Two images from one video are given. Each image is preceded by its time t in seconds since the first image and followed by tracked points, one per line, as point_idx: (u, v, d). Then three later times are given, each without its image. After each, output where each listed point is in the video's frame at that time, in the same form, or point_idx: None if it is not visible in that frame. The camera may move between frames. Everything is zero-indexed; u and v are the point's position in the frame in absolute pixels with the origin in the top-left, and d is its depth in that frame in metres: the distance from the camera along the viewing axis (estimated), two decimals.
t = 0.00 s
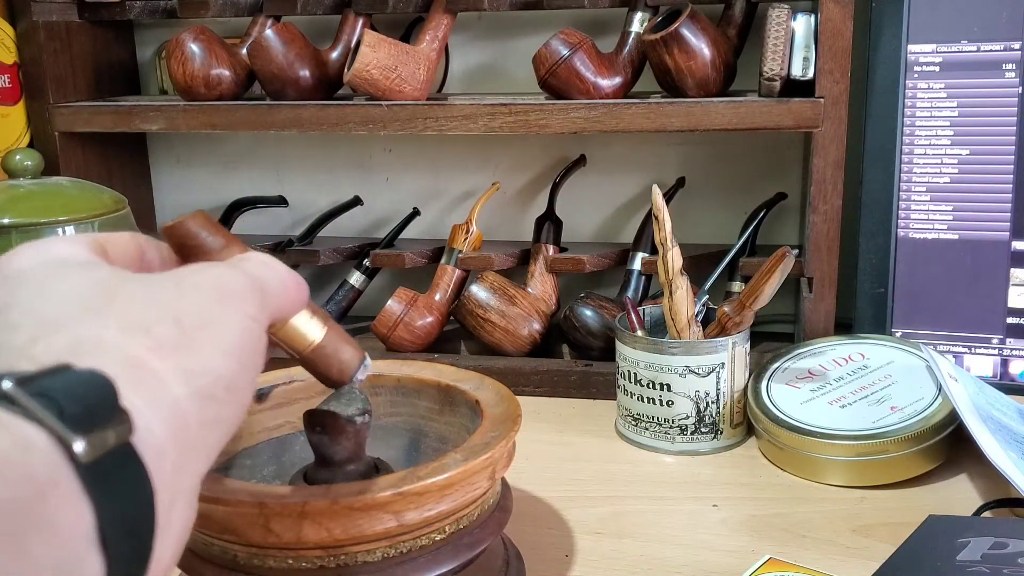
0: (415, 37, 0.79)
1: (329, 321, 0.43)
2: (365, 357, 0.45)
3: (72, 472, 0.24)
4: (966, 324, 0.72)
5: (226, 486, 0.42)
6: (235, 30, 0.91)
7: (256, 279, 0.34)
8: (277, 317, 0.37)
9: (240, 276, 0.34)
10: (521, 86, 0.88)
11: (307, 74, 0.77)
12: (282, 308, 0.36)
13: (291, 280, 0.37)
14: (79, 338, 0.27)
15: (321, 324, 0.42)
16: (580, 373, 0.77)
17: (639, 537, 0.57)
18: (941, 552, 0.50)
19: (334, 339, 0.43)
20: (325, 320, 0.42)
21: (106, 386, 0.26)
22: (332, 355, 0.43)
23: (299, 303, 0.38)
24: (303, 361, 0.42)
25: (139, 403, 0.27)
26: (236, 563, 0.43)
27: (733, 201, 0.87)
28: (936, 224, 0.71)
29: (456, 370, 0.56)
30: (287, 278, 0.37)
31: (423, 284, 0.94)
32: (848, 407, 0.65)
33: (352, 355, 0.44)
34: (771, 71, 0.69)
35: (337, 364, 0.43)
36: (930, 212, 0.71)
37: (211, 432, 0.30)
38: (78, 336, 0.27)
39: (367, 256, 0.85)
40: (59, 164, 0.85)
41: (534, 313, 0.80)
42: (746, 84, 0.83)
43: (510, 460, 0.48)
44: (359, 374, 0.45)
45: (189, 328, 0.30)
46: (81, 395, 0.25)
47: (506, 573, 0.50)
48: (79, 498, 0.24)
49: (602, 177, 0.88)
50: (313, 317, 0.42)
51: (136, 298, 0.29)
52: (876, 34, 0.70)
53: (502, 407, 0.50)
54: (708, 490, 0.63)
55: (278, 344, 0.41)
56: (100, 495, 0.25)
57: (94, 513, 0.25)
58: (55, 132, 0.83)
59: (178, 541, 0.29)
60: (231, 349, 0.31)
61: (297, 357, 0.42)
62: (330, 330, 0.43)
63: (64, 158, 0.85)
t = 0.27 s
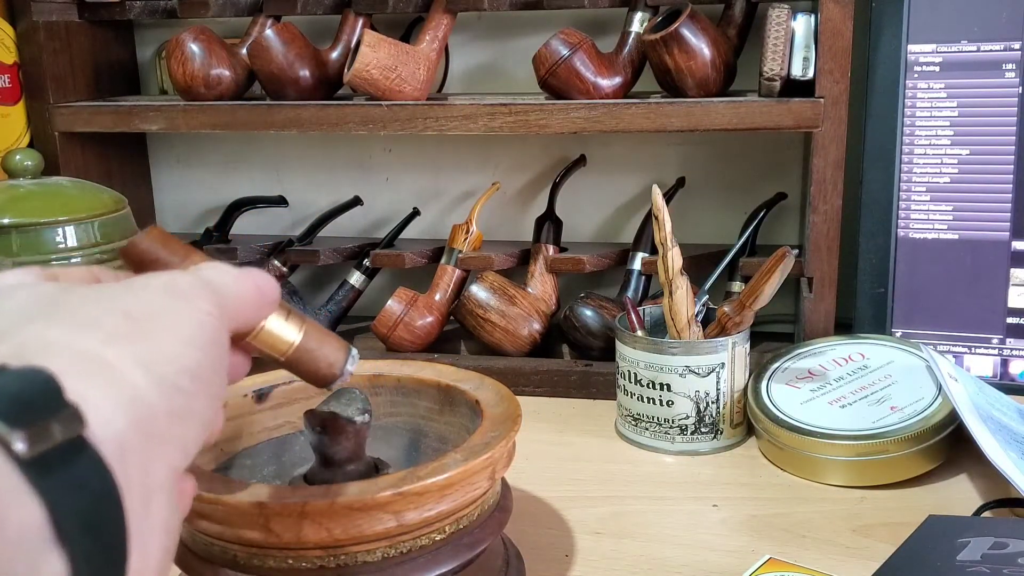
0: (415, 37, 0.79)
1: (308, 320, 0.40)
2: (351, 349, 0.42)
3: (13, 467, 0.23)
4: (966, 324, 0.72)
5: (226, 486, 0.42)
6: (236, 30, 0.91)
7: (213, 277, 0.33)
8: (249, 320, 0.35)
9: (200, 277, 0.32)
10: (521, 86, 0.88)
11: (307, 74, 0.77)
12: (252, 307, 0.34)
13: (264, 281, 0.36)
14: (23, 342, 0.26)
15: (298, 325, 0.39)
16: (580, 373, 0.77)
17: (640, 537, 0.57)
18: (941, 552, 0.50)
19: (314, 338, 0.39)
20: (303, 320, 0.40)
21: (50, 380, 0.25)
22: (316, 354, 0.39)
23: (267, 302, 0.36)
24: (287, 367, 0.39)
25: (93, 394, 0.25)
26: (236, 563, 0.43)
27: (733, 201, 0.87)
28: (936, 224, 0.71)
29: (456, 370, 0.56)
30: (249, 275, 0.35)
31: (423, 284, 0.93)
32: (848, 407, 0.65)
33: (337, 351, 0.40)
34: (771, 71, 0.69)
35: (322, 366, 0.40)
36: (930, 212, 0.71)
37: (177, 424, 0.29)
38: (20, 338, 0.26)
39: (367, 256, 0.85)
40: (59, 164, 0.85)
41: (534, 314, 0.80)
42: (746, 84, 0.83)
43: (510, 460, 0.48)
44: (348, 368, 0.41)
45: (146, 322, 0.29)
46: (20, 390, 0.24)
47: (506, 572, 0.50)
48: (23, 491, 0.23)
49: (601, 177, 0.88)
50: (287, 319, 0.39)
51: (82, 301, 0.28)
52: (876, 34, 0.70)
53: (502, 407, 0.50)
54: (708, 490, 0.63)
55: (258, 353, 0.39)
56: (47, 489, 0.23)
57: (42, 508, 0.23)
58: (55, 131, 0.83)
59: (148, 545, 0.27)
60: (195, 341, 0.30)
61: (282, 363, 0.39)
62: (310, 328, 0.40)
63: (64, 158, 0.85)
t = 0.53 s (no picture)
0: (415, 37, 0.79)
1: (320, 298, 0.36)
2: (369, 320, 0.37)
3: None
4: (966, 324, 0.72)
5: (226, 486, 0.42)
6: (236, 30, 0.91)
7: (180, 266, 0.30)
8: (229, 315, 0.32)
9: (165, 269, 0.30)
10: (521, 86, 0.88)
11: (308, 74, 0.77)
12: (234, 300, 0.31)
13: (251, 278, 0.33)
14: None
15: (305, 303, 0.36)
16: (580, 373, 0.77)
17: (640, 537, 0.57)
18: (941, 552, 0.50)
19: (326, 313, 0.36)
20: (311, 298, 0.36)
21: None
22: (326, 334, 0.35)
23: (255, 296, 0.33)
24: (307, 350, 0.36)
25: None
26: (236, 564, 0.43)
27: (733, 201, 0.87)
28: (936, 224, 0.71)
29: (456, 370, 0.56)
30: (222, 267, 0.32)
31: (423, 284, 0.93)
32: (848, 407, 0.65)
33: (352, 326, 0.36)
34: (771, 71, 0.70)
35: (340, 340, 0.36)
36: (930, 212, 0.71)
37: (115, 420, 0.25)
38: None
39: (367, 256, 0.85)
40: (59, 164, 0.85)
41: (534, 314, 0.80)
42: (746, 84, 0.83)
43: (510, 460, 0.48)
44: (365, 344, 0.36)
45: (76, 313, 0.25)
46: None
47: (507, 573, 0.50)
48: None
49: (602, 177, 0.88)
50: (289, 300, 0.35)
51: (0, 307, 0.25)
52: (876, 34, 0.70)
53: (502, 407, 0.50)
54: (708, 490, 0.63)
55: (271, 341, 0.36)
56: None
57: None
58: (55, 131, 0.83)
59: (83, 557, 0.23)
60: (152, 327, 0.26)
61: (299, 348, 0.36)
62: (320, 305, 0.36)
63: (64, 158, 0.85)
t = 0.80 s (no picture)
0: (415, 38, 0.79)
1: (426, 237, 0.32)
2: (487, 253, 0.33)
3: None
4: (966, 325, 0.72)
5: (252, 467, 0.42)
6: (235, 29, 0.91)
7: (206, 253, 0.26)
8: (277, 305, 0.28)
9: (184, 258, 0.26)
10: (521, 85, 0.88)
11: (308, 74, 0.77)
12: (269, 286, 0.27)
13: (312, 253, 0.28)
14: None
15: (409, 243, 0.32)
16: (580, 373, 0.77)
17: (640, 537, 0.57)
18: (941, 552, 0.50)
19: (436, 253, 0.32)
20: (415, 237, 0.32)
21: None
22: (442, 271, 0.32)
23: (327, 266, 0.29)
24: (415, 299, 0.32)
25: None
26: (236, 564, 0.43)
27: (732, 201, 0.87)
28: (936, 223, 0.71)
29: (456, 370, 0.56)
30: (273, 246, 0.28)
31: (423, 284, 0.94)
32: (849, 407, 0.65)
33: (467, 266, 0.32)
34: (771, 71, 0.70)
35: (455, 283, 0.32)
36: (930, 212, 0.71)
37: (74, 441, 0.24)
38: None
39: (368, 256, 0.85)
40: (60, 164, 0.85)
41: (534, 314, 0.80)
42: (746, 84, 0.83)
43: (509, 460, 0.48)
44: (485, 277, 0.32)
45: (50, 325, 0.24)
46: None
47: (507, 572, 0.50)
48: None
49: (602, 177, 0.88)
50: (390, 238, 0.32)
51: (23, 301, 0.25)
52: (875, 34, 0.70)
53: (502, 407, 0.50)
54: (708, 489, 0.63)
55: (383, 292, 0.32)
56: None
57: None
58: (55, 132, 0.83)
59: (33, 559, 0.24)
60: (122, 342, 0.24)
61: (415, 297, 0.32)
62: (431, 242, 0.32)
63: (65, 158, 0.85)
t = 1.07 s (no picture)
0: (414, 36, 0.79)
1: (517, 272, 0.33)
2: (583, 299, 0.33)
3: None
4: (969, 325, 0.72)
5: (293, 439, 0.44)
6: (234, 28, 0.91)
7: (233, 299, 0.30)
8: (300, 343, 0.31)
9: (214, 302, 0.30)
10: (521, 84, 0.88)
11: (307, 72, 0.77)
12: (289, 330, 0.31)
13: (336, 296, 0.31)
14: None
15: (496, 277, 0.32)
16: (581, 373, 0.77)
17: (640, 539, 0.56)
18: (943, 553, 0.50)
19: (524, 293, 0.32)
20: (505, 271, 0.32)
21: None
22: (527, 322, 0.32)
23: (376, 304, 0.31)
24: (492, 335, 0.33)
25: None
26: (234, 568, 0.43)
27: (733, 201, 0.86)
28: (939, 223, 0.71)
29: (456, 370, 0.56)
30: (301, 290, 0.31)
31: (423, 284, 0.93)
32: (851, 407, 0.65)
33: (558, 309, 0.32)
34: (773, 70, 0.69)
35: (539, 327, 0.32)
36: (932, 211, 0.71)
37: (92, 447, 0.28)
38: None
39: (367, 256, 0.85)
40: (58, 164, 0.84)
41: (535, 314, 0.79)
42: (748, 82, 0.82)
43: (509, 460, 0.48)
44: (571, 334, 0.32)
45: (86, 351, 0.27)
46: None
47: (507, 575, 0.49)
48: None
49: (602, 176, 0.88)
50: (477, 270, 0.32)
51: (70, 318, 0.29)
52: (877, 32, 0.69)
53: (502, 407, 0.50)
54: (709, 491, 0.62)
55: (460, 322, 0.33)
56: None
57: None
58: (53, 131, 0.83)
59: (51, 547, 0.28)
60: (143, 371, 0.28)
61: (494, 335, 0.33)
62: (525, 284, 0.32)
63: (62, 157, 0.85)
